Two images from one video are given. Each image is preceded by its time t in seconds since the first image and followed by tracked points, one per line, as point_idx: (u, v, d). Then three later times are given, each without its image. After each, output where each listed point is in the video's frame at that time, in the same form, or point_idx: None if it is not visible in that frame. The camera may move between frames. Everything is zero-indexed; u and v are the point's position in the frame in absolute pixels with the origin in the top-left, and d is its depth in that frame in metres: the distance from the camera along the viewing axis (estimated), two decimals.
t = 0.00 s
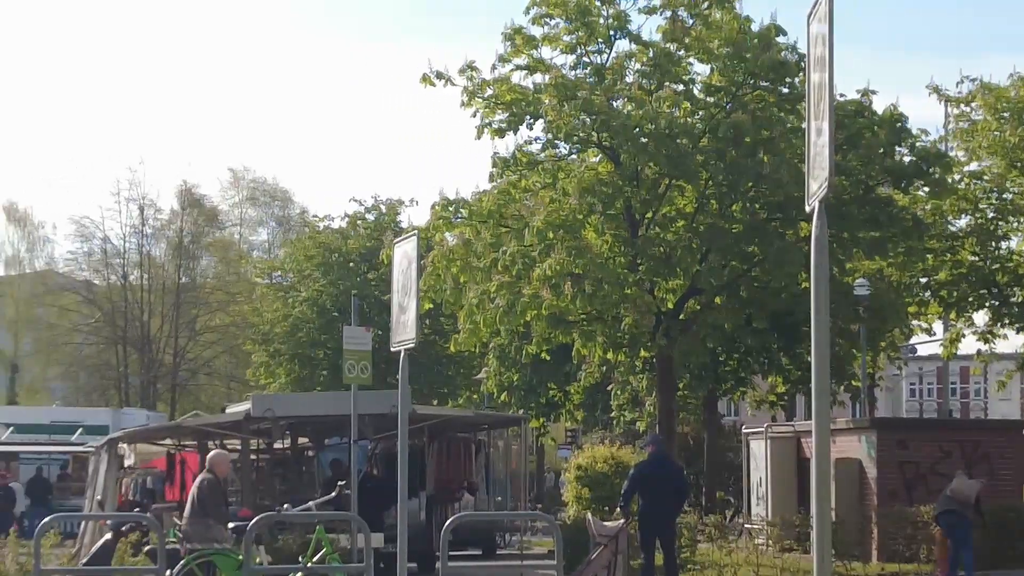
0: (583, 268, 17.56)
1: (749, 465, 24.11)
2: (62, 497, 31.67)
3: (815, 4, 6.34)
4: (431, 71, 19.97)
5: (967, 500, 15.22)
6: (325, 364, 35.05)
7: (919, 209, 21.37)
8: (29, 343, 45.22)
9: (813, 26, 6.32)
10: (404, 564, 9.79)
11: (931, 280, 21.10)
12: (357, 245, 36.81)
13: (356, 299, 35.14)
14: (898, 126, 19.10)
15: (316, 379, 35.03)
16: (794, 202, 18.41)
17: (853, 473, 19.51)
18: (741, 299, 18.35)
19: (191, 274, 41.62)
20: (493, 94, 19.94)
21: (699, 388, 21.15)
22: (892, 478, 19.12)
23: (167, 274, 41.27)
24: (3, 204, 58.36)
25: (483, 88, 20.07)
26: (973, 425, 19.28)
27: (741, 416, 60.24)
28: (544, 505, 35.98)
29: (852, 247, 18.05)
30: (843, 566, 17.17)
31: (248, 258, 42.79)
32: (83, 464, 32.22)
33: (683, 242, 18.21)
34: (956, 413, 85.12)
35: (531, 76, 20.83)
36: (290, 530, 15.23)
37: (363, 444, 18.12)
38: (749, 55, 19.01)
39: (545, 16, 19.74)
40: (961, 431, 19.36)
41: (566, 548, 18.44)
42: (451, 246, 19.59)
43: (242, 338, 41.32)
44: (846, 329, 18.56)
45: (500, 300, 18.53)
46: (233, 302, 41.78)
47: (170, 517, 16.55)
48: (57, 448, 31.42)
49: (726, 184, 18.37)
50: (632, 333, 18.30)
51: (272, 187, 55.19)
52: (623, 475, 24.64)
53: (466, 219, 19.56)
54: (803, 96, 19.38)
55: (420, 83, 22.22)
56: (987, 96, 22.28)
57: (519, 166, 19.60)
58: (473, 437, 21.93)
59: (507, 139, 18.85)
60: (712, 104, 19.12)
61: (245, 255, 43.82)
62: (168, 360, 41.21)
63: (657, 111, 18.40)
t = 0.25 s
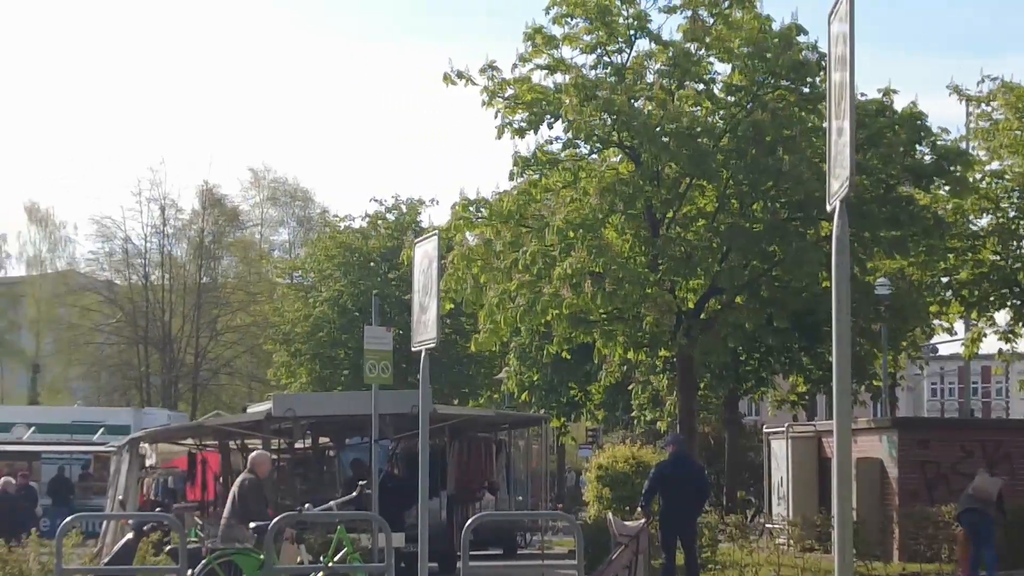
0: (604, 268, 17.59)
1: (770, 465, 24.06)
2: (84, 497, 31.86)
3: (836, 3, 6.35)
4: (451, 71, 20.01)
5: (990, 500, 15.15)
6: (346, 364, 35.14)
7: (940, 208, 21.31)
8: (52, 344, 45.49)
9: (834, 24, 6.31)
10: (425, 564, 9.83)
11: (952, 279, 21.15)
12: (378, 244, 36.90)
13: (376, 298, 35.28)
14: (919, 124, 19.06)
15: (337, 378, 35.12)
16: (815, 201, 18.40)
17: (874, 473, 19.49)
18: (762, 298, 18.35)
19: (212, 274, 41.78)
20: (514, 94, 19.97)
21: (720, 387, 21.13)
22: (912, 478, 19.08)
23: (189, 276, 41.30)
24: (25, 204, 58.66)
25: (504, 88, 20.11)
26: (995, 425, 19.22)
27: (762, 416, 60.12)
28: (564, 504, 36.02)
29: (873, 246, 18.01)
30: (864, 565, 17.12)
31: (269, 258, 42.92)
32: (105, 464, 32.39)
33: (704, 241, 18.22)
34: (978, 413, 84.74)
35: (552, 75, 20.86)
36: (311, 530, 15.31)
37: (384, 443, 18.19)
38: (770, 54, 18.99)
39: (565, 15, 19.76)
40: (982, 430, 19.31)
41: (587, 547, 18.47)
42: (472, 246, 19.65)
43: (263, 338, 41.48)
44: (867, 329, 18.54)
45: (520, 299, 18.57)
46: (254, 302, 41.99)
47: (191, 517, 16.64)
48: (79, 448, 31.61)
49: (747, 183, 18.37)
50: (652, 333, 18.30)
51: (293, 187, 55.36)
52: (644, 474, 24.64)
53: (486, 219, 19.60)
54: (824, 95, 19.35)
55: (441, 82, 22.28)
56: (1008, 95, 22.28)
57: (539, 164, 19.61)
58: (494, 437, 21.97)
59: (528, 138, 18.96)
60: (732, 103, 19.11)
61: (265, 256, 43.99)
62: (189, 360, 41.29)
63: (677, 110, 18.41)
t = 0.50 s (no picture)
0: (625, 267, 17.62)
1: (792, 465, 24.01)
2: (107, 496, 32.03)
3: (859, 2, 6.33)
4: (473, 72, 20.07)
5: (1013, 500, 15.08)
6: (368, 364, 35.22)
7: (962, 208, 21.25)
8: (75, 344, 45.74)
9: (856, 24, 6.33)
10: (448, 563, 9.86)
11: (974, 279, 21.09)
12: (399, 244, 36.99)
13: (398, 298, 35.39)
14: (940, 123, 19.01)
15: (358, 379, 35.20)
16: (836, 200, 18.37)
17: (896, 473, 19.44)
18: (784, 298, 18.33)
19: (234, 274, 41.93)
20: (535, 94, 20.00)
21: (741, 387, 21.11)
22: (935, 478, 19.02)
23: (211, 274, 41.64)
24: (48, 205, 58.98)
25: (525, 88, 20.15)
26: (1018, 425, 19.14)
27: (783, 416, 59.98)
28: (585, 504, 36.02)
29: (895, 245, 17.97)
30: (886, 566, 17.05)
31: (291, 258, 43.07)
32: (128, 464, 32.57)
33: (725, 241, 18.20)
34: (1000, 413, 84.31)
35: (573, 75, 20.89)
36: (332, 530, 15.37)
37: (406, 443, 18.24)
38: (792, 53, 18.96)
39: (587, 15, 19.79)
40: (1005, 430, 19.22)
41: (608, 546, 18.50)
42: (494, 245, 19.70)
43: (285, 337, 41.61)
44: (889, 329, 18.49)
45: (541, 298, 18.61)
46: (275, 302, 42.00)
47: (213, 516, 16.72)
48: (102, 448, 31.79)
49: (768, 183, 18.36)
50: (674, 333, 18.23)
51: (314, 187, 55.52)
52: (666, 474, 24.64)
53: (507, 218, 19.63)
54: (846, 94, 19.32)
55: (462, 82, 22.32)
56: None
57: (560, 164, 19.62)
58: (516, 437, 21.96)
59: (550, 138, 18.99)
60: (754, 103, 19.09)
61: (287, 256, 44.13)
62: (210, 360, 41.42)
63: (698, 110, 18.41)
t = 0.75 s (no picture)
0: (647, 267, 17.64)
1: (815, 464, 23.93)
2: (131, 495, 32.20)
3: (881, 1, 6.33)
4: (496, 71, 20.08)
5: None
6: (390, 364, 35.30)
7: (985, 206, 21.17)
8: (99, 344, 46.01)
9: (878, 23, 6.32)
10: (469, 562, 9.90)
11: (997, 278, 21.01)
12: (421, 244, 37.06)
13: (420, 298, 35.47)
14: (963, 121, 18.95)
15: (380, 379, 35.29)
16: (859, 199, 18.34)
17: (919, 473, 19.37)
18: (807, 297, 18.31)
19: (256, 274, 42.08)
20: (557, 93, 20.02)
21: (763, 387, 21.08)
22: (958, 477, 18.95)
23: (233, 273, 41.91)
24: (72, 205, 59.35)
25: (547, 88, 20.18)
26: None
27: (805, 415, 59.79)
28: (608, 504, 36.00)
29: (917, 244, 17.92)
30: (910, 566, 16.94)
31: (313, 257, 43.19)
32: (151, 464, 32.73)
33: (748, 240, 18.17)
34: None
35: (595, 75, 20.90)
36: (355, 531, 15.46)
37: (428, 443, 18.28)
38: (813, 52, 18.93)
39: (609, 14, 19.81)
40: None
41: (630, 546, 18.51)
42: (517, 245, 19.83)
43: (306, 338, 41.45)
44: (911, 328, 18.44)
45: (564, 298, 18.64)
46: (297, 302, 42.09)
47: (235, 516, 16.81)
48: (125, 448, 32.01)
49: (791, 182, 18.34)
50: (696, 332, 18.16)
51: (336, 187, 55.69)
52: (688, 473, 24.61)
53: (530, 218, 19.67)
54: (869, 93, 19.27)
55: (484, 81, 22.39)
56: None
57: (582, 164, 19.51)
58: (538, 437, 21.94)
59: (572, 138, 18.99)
60: (776, 102, 19.07)
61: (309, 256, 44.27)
62: (233, 360, 41.56)
63: (720, 109, 18.41)
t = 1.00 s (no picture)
0: (669, 267, 17.67)
1: (837, 464, 23.87)
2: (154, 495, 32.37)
3: None
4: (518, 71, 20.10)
5: None
6: (411, 364, 35.38)
7: (1008, 206, 21.09)
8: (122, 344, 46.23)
9: (901, 22, 6.31)
10: (491, 561, 9.94)
11: (1020, 278, 20.94)
12: (443, 244, 37.14)
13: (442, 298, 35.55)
14: (986, 121, 18.89)
15: (402, 379, 35.37)
16: (882, 198, 18.31)
17: (942, 473, 19.30)
18: (829, 297, 18.31)
19: (278, 274, 42.23)
20: (579, 93, 20.04)
21: (785, 387, 21.05)
22: (980, 478, 18.88)
23: (255, 273, 41.96)
24: (95, 205, 59.60)
25: (569, 87, 20.19)
26: None
27: (828, 414, 59.65)
28: (629, 503, 36.00)
29: (939, 244, 17.88)
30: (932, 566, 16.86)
31: (335, 257, 43.31)
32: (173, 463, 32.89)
33: (770, 240, 18.15)
34: None
35: (617, 74, 20.90)
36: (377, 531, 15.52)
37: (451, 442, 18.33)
38: (835, 51, 18.89)
39: (631, 14, 19.82)
40: None
41: (652, 545, 18.55)
42: (537, 245, 19.73)
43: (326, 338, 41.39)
44: (934, 328, 18.40)
45: (585, 298, 18.67)
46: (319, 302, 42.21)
47: (258, 516, 16.91)
48: (148, 448, 32.17)
49: (813, 181, 18.32)
50: (719, 332, 18.11)
51: (358, 187, 55.82)
52: (711, 474, 24.56)
53: (551, 218, 19.69)
54: (891, 92, 19.23)
55: (507, 79, 22.42)
56: None
57: (604, 164, 19.58)
58: (560, 437, 21.90)
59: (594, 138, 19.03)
60: (798, 101, 19.05)
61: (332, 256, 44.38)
62: (255, 360, 41.70)
63: (742, 108, 18.40)
